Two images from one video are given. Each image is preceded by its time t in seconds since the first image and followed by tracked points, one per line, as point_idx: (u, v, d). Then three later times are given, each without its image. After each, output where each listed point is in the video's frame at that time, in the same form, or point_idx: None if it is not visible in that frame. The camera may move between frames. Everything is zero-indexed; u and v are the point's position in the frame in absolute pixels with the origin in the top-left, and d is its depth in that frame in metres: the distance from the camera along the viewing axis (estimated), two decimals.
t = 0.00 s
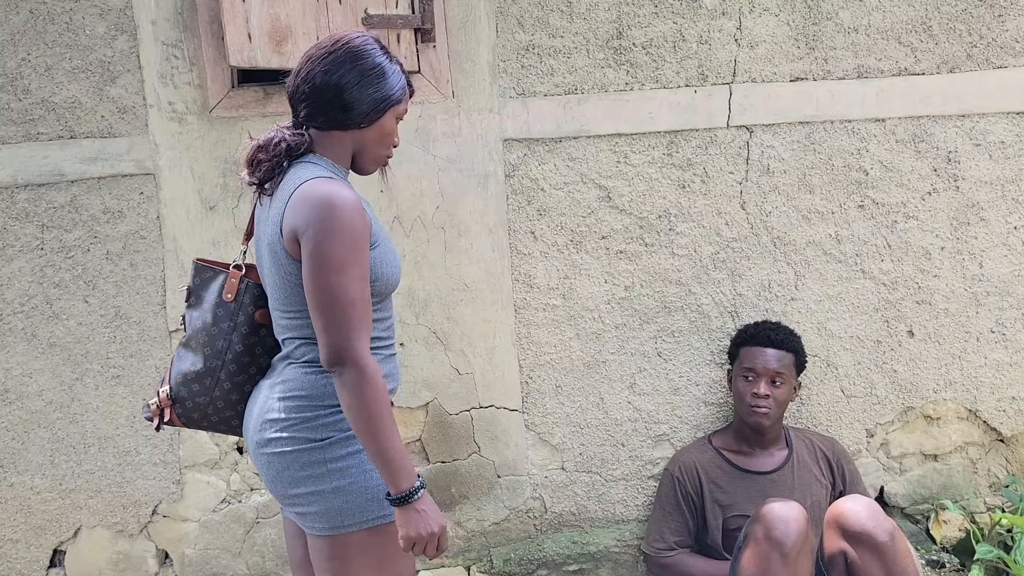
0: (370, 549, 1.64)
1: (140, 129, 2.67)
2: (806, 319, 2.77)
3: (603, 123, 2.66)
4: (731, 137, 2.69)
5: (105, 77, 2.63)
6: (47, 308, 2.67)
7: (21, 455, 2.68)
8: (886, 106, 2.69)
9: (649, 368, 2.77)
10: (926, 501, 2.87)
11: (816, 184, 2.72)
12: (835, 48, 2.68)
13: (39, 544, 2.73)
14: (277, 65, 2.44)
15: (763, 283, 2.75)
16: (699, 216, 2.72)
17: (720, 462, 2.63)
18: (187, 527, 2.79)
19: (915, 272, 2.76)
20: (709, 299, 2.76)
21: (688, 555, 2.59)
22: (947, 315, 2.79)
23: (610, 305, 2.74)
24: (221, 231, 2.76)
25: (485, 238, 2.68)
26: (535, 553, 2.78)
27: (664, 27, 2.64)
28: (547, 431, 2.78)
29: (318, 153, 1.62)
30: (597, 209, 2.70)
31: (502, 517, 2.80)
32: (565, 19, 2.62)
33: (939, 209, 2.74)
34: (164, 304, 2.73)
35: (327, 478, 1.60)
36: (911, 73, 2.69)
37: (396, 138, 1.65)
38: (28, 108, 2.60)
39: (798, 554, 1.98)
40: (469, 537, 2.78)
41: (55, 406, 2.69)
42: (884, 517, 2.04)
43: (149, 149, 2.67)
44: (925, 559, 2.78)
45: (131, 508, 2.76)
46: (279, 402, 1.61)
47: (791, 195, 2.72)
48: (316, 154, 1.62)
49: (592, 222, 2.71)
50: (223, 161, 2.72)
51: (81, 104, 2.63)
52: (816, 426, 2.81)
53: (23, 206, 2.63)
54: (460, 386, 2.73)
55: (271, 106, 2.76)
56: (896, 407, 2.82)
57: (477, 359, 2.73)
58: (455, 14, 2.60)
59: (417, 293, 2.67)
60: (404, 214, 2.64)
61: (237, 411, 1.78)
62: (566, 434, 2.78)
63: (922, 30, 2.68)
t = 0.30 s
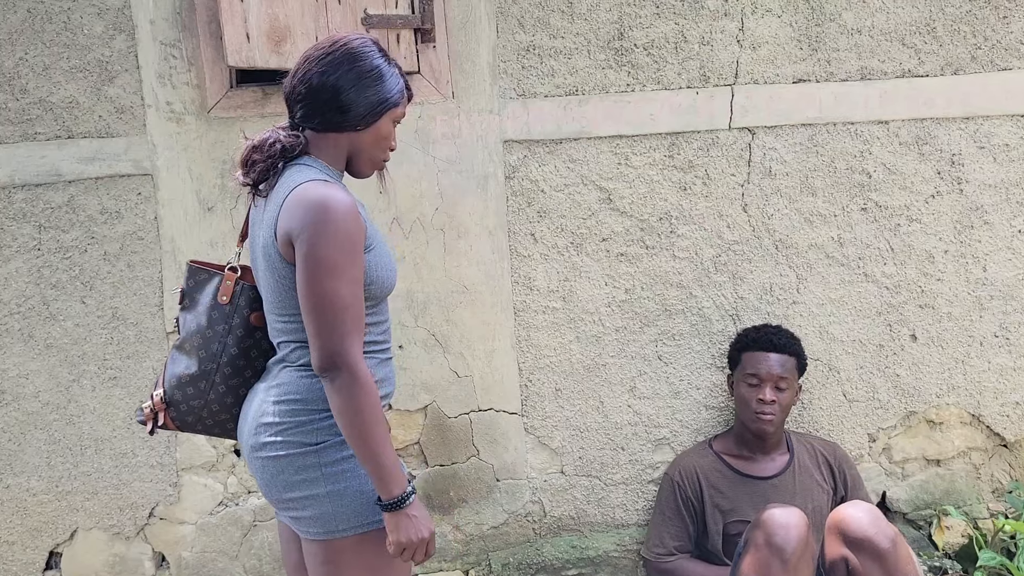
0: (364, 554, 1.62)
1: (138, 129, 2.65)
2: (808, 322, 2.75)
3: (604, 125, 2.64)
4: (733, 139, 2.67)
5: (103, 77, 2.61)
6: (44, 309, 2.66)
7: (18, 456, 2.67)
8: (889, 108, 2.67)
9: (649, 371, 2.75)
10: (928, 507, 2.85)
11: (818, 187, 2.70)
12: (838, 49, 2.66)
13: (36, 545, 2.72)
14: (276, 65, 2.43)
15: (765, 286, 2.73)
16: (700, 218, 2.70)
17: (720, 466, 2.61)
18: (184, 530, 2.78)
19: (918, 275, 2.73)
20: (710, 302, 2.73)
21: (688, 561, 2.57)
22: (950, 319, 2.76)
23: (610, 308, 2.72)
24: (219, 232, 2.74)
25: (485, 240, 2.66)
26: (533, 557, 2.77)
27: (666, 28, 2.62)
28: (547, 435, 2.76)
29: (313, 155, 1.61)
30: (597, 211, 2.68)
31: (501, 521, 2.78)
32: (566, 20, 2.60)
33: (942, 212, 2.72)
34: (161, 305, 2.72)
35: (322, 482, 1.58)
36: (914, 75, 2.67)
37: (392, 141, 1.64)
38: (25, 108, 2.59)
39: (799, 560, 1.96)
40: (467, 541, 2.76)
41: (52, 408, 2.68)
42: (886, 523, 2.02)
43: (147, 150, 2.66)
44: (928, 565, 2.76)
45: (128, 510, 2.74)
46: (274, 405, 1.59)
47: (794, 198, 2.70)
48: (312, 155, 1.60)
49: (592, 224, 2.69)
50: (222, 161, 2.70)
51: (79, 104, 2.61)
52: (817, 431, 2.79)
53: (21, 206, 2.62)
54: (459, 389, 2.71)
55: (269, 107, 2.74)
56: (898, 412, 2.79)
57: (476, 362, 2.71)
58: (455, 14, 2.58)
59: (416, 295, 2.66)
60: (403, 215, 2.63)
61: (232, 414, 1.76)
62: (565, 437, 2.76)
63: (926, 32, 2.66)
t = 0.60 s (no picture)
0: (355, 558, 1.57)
1: (132, 125, 2.61)
2: (810, 325, 2.70)
3: (604, 123, 2.60)
4: (735, 138, 2.63)
5: (97, 72, 2.58)
6: (35, 307, 2.62)
7: (9, 456, 2.64)
8: (894, 107, 2.63)
9: (649, 373, 2.71)
10: (932, 512, 2.80)
11: (822, 187, 2.65)
12: (842, 47, 2.61)
13: (26, 546, 2.69)
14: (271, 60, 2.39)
15: (767, 287, 2.69)
16: (701, 218, 2.65)
17: (720, 470, 2.57)
18: (176, 532, 2.74)
19: (923, 277, 2.69)
20: (711, 304, 2.69)
21: (687, 566, 2.52)
22: (956, 322, 2.71)
23: (609, 309, 2.67)
24: (213, 230, 2.70)
25: (483, 239, 2.63)
26: (530, 562, 2.73)
27: (667, 24, 2.58)
28: (545, 437, 2.71)
29: (299, 151, 1.58)
30: (597, 210, 2.64)
31: (498, 525, 2.74)
32: (566, 16, 2.56)
33: (948, 213, 2.67)
34: (154, 304, 2.68)
35: (314, 484, 1.54)
36: (920, 73, 2.63)
37: (369, 112, 1.61)
38: (18, 104, 2.56)
39: (799, 568, 1.92)
40: (463, 545, 2.72)
41: (43, 407, 2.65)
42: (889, 530, 1.98)
43: (140, 146, 2.62)
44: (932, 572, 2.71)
45: (120, 511, 2.70)
46: (265, 406, 1.55)
47: (797, 198, 2.65)
48: (298, 152, 1.57)
49: (592, 224, 2.64)
50: (216, 158, 2.66)
51: (72, 100, 2.58)
52: (820, 435, 2.75)
53: (13, 203, 2.59)
54: (456, 390, 2.68)
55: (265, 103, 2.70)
56: (902, 416, 2.75)
57: (473, 363, 2.67)
58: (453, 10, 2.54)
59: (413, 294, 2.63)
60: (400, 214, 2.60)
61: (219, 412, 1.72)
62: (563, 440, 2.72)
63: (932, 29, 2.61)
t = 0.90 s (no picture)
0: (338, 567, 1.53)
1: (126, 123, 2.57)
2: (816, 330, 2.64)
3: (606, 123, 2.55)
4: (740, 139, 2.57)
5: (91, 69, 2.54)
6: (28, 307, 2.59)
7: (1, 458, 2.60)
8: (903, 108, 2.57)
9: (651, 379, 2.65)
10: (941, 523, 2.73)
11: (829, 189, 2.59)
12: (851, 47, 2.55)
13: (18, 550, 2.65)
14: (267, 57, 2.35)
15: (772, 292, 2.63)
16: (705, 221, 2.60)
17: (722, 477, 2.51)
18: (169, 536, 2.70)
19: (932, 282, 2.63)
20: (715, 308, 2.64)
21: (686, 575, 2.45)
22: (965, 329, 2.65)
23: (611, 313, 2.62)
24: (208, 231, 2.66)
25: (482, 241, 2.58)
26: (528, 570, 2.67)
27: (672, 23, 2.53)
28: (544, 443, 2.66)
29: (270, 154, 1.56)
30: (598, 212, 2.59)
31: (496, 532, 2.69)
32: (568, 14, 2.51)
33: (958, 217, 2.61)
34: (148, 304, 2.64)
35: (294, 493, 1.51)
36: (931, 73, 2.57)
37: (346, 119, 1.59)
38: (11, 101, 2.52)
39: None
40: (460, 552, 2.67)
41: (36, 409, 2.61)
42: (896, 543, 2.07)
43: (135, 144, 2.58)
44: None
45: (112, 515, 2.66)
46: (241, 415, 1.52)
47: (803, 200, 2.60)
48: (267, 154, 1.56)
49: (593, 226, 2.59)
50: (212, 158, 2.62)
51: (66, 97, 2.54)
52: (826, 443, 2.69)
53: (6, 202, 2.55)
54: (453, 395, 2.62)
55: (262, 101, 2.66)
56: (910, 424, 2.68)
57: (472, 367, 2.62)
58: (453, 7, 2.49)
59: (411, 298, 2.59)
60: (399, 214, 2.55)
61: (204, 422, 1.70)
62: (563, 446, 2.67)
63: (943, 29, 2.55)
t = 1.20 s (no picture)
0: None
1: (125, 120, 2.53)
2: (829, 337, 2.57)
3: (614, 123, 2.48)
4: (752, 140, 2.50)
5: (90, 65, 2.49)
6: (25, 306, 2.55)
7: None
8: (921, 109, 2.49)
9: (658, 385, 2.58)
10: (956, 537, 2.64)
11: (844, 192, 2.52)
12: (867, 45, 2.47)
13: (12, 553, 2.61)
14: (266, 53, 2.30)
15: (784, 297, 2.55)
16: (716, 224, 2.53)
17: (731, 487, 2.44)
18: (166, 541, 2.65)
19: (950, 289, 2.54)
20: (725, 314, 2.56)
21: None
22: (984, 337, 2.57)
23: (618, 318, 2.55)
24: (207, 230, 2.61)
25: (486, 242, 2.52)
26: None
27: (682, 20, 2.46)
28: (548, 450, 2.60)
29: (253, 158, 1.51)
30: (606, 214, 2.52)
31: (498, 540, 2.63)
32: (576, 11, 2.44)
33: (978, 222, 2.53)
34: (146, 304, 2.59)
35: (276, 509, 1.49)
36: (950, 73, 2.49)
37: (341, 135, 1.52)
38: (10, 96, 2.48)
39: None
40: (461, 561, 2.61)
41: (31, 410, 2.57)
42: (908, 559, 2.02)
43: (134, 142, 2.53)
44: None
45: (108, 519, 2.62)
46: (218, 431, 1.50)
47: (817, 203, 2.52)
48: (251, 159, 1.51)
49: (600, 228, 2.53)
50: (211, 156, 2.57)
51: (64, 93, 2.50)
52: (838, 453, 2.61)
53: (3, 199, 2.51)
54: (455, 400, 2.56)
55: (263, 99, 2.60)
56: (925, 434, 2.60)
57: (474, 371, 2.56)
58: (458, 3, 2.44)
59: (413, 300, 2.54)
60: (400, 215, 2.50)
61: (189, 427, 1.65)
62: (567, 453, 2.60)
63: (964, 28, 2.47)
